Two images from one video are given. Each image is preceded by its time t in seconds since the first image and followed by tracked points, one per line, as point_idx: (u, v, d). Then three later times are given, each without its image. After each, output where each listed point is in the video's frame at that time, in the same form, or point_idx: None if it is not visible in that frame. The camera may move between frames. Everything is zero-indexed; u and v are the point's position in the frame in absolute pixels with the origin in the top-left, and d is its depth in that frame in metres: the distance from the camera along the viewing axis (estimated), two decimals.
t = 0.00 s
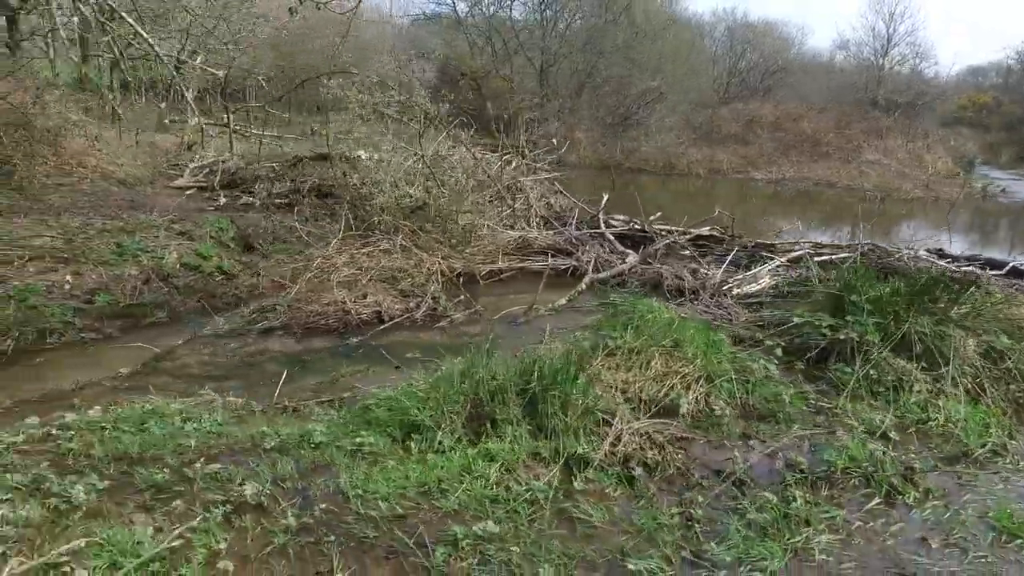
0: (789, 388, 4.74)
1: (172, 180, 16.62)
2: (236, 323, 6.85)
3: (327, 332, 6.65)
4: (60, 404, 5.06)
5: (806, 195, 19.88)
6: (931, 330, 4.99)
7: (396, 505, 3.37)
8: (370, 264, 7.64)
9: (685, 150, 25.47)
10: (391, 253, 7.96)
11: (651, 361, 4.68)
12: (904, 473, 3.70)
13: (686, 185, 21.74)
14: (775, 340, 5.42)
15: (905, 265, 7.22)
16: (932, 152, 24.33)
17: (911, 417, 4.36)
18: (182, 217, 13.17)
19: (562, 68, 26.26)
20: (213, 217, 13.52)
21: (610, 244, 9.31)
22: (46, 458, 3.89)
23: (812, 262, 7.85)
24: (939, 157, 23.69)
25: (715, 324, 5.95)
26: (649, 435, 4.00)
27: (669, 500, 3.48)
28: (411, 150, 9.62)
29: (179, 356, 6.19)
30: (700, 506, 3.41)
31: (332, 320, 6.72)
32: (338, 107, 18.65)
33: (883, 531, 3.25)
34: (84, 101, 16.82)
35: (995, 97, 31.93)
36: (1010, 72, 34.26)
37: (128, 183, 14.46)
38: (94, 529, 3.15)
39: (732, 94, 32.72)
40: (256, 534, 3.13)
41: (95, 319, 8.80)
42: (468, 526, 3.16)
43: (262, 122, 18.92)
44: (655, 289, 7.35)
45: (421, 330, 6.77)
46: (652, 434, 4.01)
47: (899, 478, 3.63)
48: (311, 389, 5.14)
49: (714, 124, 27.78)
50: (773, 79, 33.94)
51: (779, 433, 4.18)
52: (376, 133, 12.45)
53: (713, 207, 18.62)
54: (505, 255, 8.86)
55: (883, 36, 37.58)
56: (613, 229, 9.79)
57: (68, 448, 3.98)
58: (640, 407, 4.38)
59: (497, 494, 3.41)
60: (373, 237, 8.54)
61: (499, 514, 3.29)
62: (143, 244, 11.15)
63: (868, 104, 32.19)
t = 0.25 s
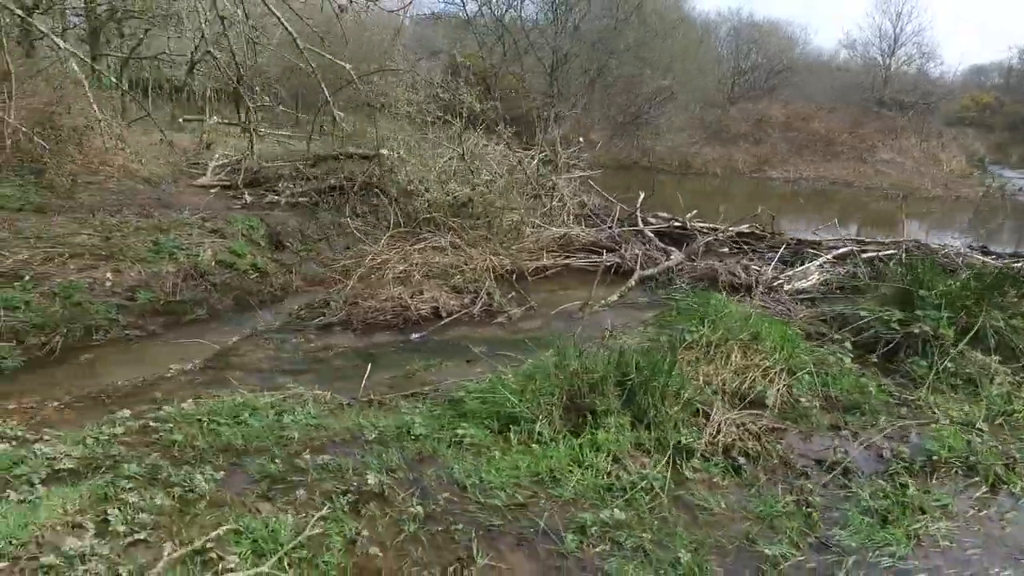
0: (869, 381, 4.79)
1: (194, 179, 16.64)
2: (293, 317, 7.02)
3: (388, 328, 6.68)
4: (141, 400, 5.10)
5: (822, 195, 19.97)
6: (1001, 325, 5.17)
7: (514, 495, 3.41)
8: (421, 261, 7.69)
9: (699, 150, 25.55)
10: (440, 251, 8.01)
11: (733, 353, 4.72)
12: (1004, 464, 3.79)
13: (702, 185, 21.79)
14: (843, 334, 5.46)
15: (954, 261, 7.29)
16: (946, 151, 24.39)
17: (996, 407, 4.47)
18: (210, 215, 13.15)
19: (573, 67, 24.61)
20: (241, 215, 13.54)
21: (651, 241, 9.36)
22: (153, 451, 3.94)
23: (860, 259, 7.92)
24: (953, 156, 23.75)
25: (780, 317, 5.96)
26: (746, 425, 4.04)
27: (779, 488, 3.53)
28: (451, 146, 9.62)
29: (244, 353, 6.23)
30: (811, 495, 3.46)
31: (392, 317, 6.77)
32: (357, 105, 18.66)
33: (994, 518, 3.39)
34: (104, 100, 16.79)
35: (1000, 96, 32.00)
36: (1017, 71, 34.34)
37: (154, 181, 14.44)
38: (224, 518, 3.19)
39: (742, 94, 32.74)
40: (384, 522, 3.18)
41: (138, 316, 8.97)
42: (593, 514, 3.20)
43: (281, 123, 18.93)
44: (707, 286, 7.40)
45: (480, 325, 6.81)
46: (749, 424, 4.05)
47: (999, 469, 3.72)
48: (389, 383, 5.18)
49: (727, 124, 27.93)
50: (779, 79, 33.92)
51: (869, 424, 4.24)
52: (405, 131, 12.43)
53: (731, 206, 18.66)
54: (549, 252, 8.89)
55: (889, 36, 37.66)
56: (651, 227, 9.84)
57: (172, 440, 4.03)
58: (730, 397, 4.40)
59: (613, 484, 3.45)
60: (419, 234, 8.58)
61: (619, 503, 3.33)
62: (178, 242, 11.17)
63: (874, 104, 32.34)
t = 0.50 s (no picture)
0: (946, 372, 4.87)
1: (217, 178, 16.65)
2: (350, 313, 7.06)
3: (448, 323, 6.76)
4: (222, 394, 5.16)
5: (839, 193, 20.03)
6: None
7: (631, 480, 3.48)
8: (473, 257, 7.75)
9: (712, 149, 25.61)
10: (490, 247, 8.07)
11: (814, 342, 4.78)
12: None
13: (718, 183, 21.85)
14: (912, 327, 5.53)
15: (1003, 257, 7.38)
16: (959, 149, 24.45)
17: None
18: (239, 213, 13.19)
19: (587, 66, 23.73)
20: (270, 213, 13.55)
21: (691, 237, 9.42)
22: (259, 440, 4.00)
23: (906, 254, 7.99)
24: (967, 154, 23.82)
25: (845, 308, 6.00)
26: (840, 414, 4.12)
27: (886, 474, 3.61)
28: (491, 140, 9.63)
29: (309, 347, 6.28)
30: (921, 481, 3.53)
31: (451, 312, 6.84)
32: (375, 104, 18.68)
33: None
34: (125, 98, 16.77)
35: (1008, 93, 32.08)
36: None
37: (180, 180, 14.48)
38: (352, 503, 3.25)
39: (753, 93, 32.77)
40: (510, 506, 3.23)
41: (181, 312, 9.26)
42: (714, 499, 3.26)
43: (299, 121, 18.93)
44: (758, 281, 7.47)
45: (537, 320, 6.88)
46: (843, 413, 4.12)
47: None
48: (466, 375, 5.24)
49: (738, 123, 27.99)
50: (784, 79, 34.11)
51: (955, 415, 4.33)
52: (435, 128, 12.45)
53: (750, 204, 18.73)
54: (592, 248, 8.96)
55: (895, 35, 37.70)
56: (689, 223, 9.90)
57: (275, 430, 4.09)
58: (818, 387, 4.45)
59: (726, 471, 3.52)
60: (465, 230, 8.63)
61: (736, 488, 3.40)
62: (213, 240, 11.21)
63: (882, 102, 32.41)
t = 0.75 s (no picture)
0: (1017, 364, 4.95)
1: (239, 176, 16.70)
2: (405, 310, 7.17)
3: (504, 318, 6.84)
4: (299, 387, 5.24)
5: (854, 192, 20.12)
6: None
7: (739, 465, 3.56)
8: (522, 252, 7.81)
9: (724, 148, 25.67)
10: (537, 243, 8.13)
11: (891, 333, 4.85)
12: None
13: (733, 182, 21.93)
14: (975, 321, 5.61)
15: None
16: (972, 148, 24.52)
17: None
18: (267, 210, 13.24)
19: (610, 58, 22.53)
20: (298, 210, 13.62)
21: (729, 234, 9.49)
22: (359, 430, 4.07)
23: (949, 251, 8.07)
24: (979, 153, 23.90)
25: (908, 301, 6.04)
26: (927, 403, 4.21)
27: (984, 460, 3.70)
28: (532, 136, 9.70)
29: (372, 341, 6.36)
30: (1020, 466, 3.63)
31: (506, 307, 6.94)
32: (393, 102, 18.68)
33: None
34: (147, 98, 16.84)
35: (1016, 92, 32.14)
36: None
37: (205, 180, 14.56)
38: (471, 489, 3.32)
39: (761, 92, 32.86)
40: (629, 489, 3.30)
41: (222, 309, 9.61)
42: (827, 482, 3.34)
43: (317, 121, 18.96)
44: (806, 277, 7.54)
45: (592, 315, 6.96)
46: (929, 402, 4.21)
47: None
48: (539, 366, 5.31)
49: (749, 122, 28.05)
50: (791, 78, 34.16)
51: None
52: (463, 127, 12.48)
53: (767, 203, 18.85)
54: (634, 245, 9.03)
55: (900, 34, 37.76)
56: (726, 220, 9.96)
57: (373, 419, 4.17)
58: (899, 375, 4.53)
59: (831, 456, 3.60)
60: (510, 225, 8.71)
61: (844, 473, 3.48)
62: (249, 238, 11.30)
63: (889, 102, 32.51)
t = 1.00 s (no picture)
0: None
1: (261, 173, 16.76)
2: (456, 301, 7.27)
3: (557, 308, 6.94)
4: (372, 372, 5.33)
5: (870, 189, 20.20)
6: None
7: (837, 443, 3.64)
8: (568, 244, 7.88)
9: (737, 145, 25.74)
10: (581, 235, 8.17)
11: (960, 318, 4.93)
12: None
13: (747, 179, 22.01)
14: None
15: None
16: (984, 146, 24.59)
17: None
18: (294, 206, 13.30)
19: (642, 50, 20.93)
20: (325, 206, 13.70)
21: (765, 228, 9.57)
22: (452, 411, 4.15)
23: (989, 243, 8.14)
24: (991, 150, 23.97)
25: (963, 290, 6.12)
26: (1005, 385, 4.31)
27: None
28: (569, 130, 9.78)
29: (431, 330, 6.45)
30: None
31: (558, 297, 7.05)
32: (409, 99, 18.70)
33: None
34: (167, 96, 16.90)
35: None
36: None
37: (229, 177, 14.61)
38: (581, 465, 3.40)
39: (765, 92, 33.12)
40: (737, 465, 3.38)
41: (261, 302, 9.69)
42: (929, 458, 3.44)
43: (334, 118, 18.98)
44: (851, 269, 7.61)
45: (643, 305, 7.05)
46: (1007, 384, 4.31)
47: None
48: (607, 352, 5.40)
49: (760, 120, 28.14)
50: (797, 77, 34.21)
51: None
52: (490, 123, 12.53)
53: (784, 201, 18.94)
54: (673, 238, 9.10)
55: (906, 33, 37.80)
56: (760, 214, 10.03)
57: (463, 401, 4.25)
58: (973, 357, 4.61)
59: (925, 435, 3.69)
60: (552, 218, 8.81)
61: (941, 450, 3.58)
62: (281, 233, 11.37)
63: (897, 100, 32.58)
